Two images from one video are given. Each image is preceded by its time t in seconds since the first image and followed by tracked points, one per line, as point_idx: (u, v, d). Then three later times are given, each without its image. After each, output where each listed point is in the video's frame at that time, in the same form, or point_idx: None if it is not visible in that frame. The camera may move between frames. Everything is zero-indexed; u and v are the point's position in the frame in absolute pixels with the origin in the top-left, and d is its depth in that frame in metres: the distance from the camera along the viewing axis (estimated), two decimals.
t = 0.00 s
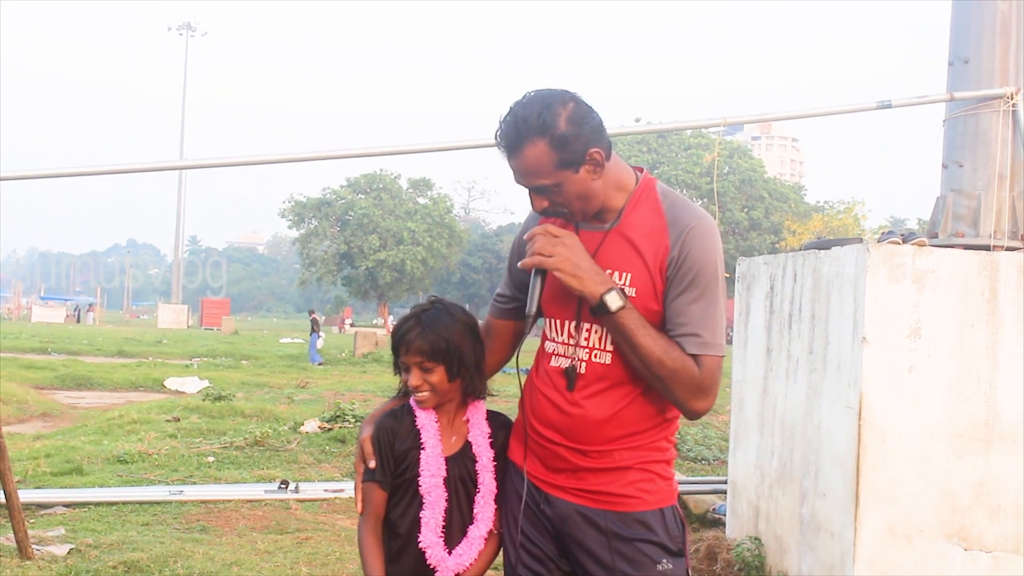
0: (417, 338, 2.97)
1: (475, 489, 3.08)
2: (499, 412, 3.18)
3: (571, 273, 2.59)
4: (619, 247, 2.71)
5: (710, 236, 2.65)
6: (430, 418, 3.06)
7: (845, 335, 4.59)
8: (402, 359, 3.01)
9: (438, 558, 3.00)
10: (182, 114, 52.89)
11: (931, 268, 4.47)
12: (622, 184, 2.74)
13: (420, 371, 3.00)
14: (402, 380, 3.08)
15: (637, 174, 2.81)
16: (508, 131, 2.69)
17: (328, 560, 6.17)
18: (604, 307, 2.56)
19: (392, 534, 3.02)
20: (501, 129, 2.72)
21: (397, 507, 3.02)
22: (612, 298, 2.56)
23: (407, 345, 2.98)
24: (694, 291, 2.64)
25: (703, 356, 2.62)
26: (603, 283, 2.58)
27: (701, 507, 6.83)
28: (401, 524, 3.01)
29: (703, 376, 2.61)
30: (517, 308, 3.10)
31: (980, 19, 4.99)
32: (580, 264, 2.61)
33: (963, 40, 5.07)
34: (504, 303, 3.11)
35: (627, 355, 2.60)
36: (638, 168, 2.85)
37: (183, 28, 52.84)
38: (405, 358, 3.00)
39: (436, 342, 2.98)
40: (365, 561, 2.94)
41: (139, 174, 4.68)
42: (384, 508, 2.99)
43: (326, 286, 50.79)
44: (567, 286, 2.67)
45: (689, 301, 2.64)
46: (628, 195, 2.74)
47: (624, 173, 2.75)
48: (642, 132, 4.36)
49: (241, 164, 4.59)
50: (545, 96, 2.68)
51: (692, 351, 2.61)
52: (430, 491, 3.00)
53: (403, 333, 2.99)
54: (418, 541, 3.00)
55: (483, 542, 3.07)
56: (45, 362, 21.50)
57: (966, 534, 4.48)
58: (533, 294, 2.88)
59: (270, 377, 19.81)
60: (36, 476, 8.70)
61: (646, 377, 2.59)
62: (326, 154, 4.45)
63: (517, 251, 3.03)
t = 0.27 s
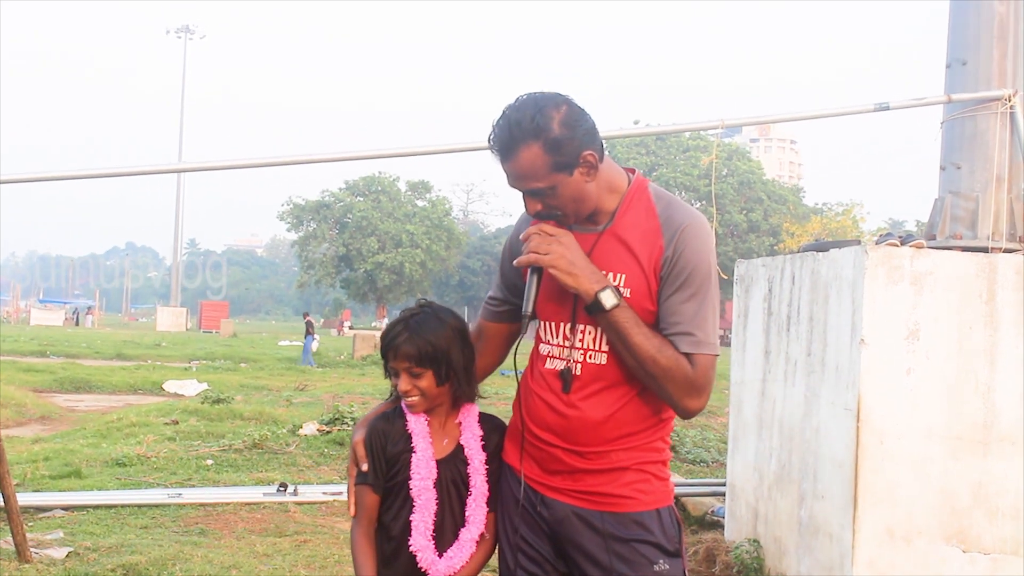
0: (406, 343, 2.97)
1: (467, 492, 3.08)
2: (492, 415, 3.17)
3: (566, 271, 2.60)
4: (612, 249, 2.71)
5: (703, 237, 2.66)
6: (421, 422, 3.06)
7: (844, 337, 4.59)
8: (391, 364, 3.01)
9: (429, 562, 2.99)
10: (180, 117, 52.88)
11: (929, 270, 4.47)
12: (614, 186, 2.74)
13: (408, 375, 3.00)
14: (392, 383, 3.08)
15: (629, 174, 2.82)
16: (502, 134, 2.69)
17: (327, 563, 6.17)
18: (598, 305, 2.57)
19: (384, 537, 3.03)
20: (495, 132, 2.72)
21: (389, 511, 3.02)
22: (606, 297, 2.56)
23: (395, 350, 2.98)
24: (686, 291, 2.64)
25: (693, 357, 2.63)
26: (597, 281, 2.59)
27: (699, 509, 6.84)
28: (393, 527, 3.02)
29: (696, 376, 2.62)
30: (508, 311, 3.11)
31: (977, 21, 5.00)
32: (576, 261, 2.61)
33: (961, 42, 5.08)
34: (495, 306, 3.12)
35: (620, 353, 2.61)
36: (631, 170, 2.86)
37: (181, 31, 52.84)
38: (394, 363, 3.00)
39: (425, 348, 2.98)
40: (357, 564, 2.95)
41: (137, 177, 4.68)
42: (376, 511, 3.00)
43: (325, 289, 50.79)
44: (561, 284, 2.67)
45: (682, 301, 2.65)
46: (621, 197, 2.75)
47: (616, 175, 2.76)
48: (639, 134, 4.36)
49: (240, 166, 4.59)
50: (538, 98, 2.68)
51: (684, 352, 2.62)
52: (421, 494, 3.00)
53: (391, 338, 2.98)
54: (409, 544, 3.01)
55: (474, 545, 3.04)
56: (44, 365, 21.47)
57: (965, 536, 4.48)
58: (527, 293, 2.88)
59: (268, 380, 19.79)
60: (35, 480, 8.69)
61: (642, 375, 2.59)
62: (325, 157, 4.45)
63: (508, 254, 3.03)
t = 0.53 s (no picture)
0: (414, 343, 2.97)
1: (466, 495, 3.08)
2: (489, 418, 3.18)
3: (563, 273, 2.60)
4: (607, 252, 2.72)
5: (699, 239, 2.67)
6: (421, 425, 3.06)
7: (843, 341, 4.60)
8: (397, 364, 3.01)
9: (429, 565, 3.00)
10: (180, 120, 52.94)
11: (929, 273, 4.48)
12: (610, 189, 2.75)
13: (413, 376, 3.01)
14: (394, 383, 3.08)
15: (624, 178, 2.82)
16: (498, 137, 2.69)
17: (328, 566, 6.17)
18: (596, 307, 2.57)
19: (384, 541, 3.02)
20: (491, 134, 2.72)
21: (389, 514, 3.02)
22: (603, 299, 2.57)
23: (402, 350, 2.99)
24: (682, 293, 2.66)
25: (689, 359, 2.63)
26: (594, 283, 2.59)
27: (700, 511, 6.81)
28: (393, 530, 3.01)
29: (692, 378, 2.63)
30: (504, 314, 3.11)
31: (976, 23, 5.00)
32: (573, 264, 2.61)
33: (960, 45, 5.09)
34: (491, 310, 3.13)
35: (616, 355, 2.62)
36: (625, 173, 2.87)
37: (182, 35, 52.91)
38: (400, 363, 3.01)
39: (432, 348, 2.99)
40: (357, 568, 2.93)
41: (138, 181, 4.69)
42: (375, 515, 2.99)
43: (325, 292, 50.79)
44: (557, 285, 2.68)
45: (678, 303, 2.66)
46: (616, 200, 2.75)
47: (611, 177, 2.76)
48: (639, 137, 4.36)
49: (240, 170, 4.59)
50: (535, 102, 2.69)
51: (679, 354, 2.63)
52: (422, 498, 3.00)
53: (399, 337, 2.99)
54: (410, 548, 3.01)
55: (473, 549, 3.05)
56: (45, 368, 21.47)
57: (966, 538, 4.48)
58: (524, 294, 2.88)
59: (269, 383, 19.80)
60: (35, 483, 8.69)
61: (641, 376, 2.60)
62: (325, 160, 4.46)
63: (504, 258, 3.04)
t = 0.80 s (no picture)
0: (422, 344, 3.00)
1: (468, 498, 3.09)
2: (489, 421, 3.20)
3: (571, 268, 2.59)
4: (609, 251, 2.72)
5: (699, 239, 2.69)
6: (423, 427, 3.07)
7: (845, 344, 4.60)
8: (404, 365, 3.03)
9: (433, 568, 3.00)
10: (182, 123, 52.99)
11: (930, 275, 4.48)
12: (611, 188, 2.76)
13: (421, 377, 3.02)
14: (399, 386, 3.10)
15: (624, 178, 2.83)
16: (508, 125, 2.69)
17: (329, 569, 6.17)
18: (601, 304, 2.57)
19: (386, 544, 3.02)
20: (500, 124, 2.73)
21: (391, 517, 3.02)
22: (609, 294, 2.57)
23: (410, 352, 3.00)
24: (683, 292, 2.67)
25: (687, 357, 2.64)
26: (599, 280, 2.59)
27: (702, 514, 6.81)
28: (396, 534, 3.01)
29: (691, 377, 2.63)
30: (501, 317, 3.12)
31: (978, 26, 5.01)
32: (579, 258, 2.60)
33: (962, 47, 5.08)
34: (486, 312, 3.14)
35: (618, 353, 2.62)
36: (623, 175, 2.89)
37: (184, 38, 52.98)
38: (407, 365, 3.02)
39: (440, 349, 3.01)
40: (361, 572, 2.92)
41: (140, 183, 4.69)
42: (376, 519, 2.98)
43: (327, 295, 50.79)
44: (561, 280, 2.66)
45: (678, 302, 2.67)
46: (617, 200, 2.76)
47: (613, 176, 2.78)
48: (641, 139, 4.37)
49: (242, 173, 4.60)
50: (545, 92, 2.71)
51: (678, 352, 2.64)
52: (426, 502, 3.01)
53: (406, 338, 3.01)
54: (412, 551, 3.01)
55: (476, 551, 3.06)
56: (47, 371, 21.49)
57: (968, 541, 4.47)
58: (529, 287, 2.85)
59: (271, 386, 19.79)
60: (37, 486, 8.70)
61: (643, 375, 2.60)
62: (326, 163, 4.46)
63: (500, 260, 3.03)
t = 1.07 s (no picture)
0: (429, 345, 3.01)
1: (471, 499, 3.08)
2: (491, 422, 3.20)
3: (579, 268, 2.58)
4: (612, 251, 2.72)
5: (704, 239, 2.70)
6: (426, 429, 3.06)
7: (849, 347, 4.59)
8: (410, 368, 3.03)
9: (438, 570, 3.00)
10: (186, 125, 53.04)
11: (934, 278, 4.47)
12: (614, 188, 2.77)
13: (428, 379, 3.04)
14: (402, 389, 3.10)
15: (626, 179, 2.84)
16: (517, 120, 2.70)
17: (332, 571, 6.17)
18: (609, 303, 2.57)
19: (389, 547, 3.01)
20: (508, 119, 2.74)
21: (393, 520, 3.02)
22: (617, 294, 2.57)
23: (416, 354, 3.01)
24: (688, 291, 2.68)
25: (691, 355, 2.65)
26: (605, 280, 2.59)
27: (705, 517, 6.81)
28: (399, 537, 3.01)
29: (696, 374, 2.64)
30: (501, 319, 3.13)
31: (982, 29, 5.00)
32: (586, 258, 2.60)
33: (965, 50, 5.08)
34: (486, 314, 3.15)
35: (624, 353, 2.62)
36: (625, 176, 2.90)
37: (188, 40, 53.01)
38: (413, 367, 3.03)
39: (446, 349, 3.03)
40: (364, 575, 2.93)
41: (143, 185, 4.70)
42: (378, 522, 2.98)
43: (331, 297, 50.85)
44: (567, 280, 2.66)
45: (682, 300, 2.68)
46: (619, 200, 2.77)
47: (617, 176, 2.79)
48: (644, 141, 4.37)
49: (246, 175, 4.60)
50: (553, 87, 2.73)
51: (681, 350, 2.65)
52: (430, 503, 3.01)
53: (411, 341, 3.02)
54: (417, 553, 3.01)
55: (480, 551, 3.07)
56: (50, 373, 21.51)
57: (971, 544, 4.47)
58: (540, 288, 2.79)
59: (274, 388, 19.80)
60: (40, 487, 8.71)
61: (649, 374, 2.60)
62: (330, 165, 4.47)
63: (500, 261, 3.03)
